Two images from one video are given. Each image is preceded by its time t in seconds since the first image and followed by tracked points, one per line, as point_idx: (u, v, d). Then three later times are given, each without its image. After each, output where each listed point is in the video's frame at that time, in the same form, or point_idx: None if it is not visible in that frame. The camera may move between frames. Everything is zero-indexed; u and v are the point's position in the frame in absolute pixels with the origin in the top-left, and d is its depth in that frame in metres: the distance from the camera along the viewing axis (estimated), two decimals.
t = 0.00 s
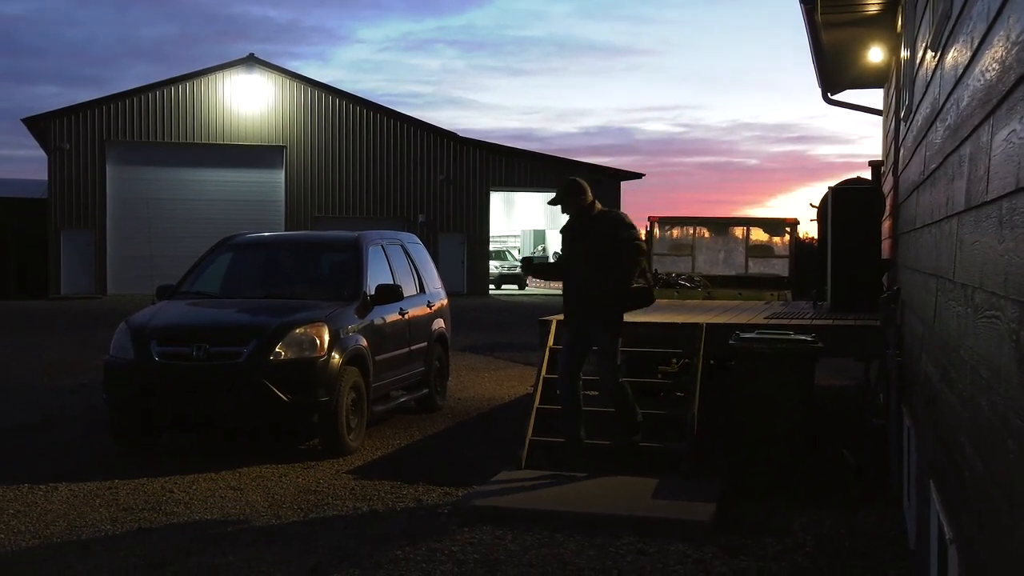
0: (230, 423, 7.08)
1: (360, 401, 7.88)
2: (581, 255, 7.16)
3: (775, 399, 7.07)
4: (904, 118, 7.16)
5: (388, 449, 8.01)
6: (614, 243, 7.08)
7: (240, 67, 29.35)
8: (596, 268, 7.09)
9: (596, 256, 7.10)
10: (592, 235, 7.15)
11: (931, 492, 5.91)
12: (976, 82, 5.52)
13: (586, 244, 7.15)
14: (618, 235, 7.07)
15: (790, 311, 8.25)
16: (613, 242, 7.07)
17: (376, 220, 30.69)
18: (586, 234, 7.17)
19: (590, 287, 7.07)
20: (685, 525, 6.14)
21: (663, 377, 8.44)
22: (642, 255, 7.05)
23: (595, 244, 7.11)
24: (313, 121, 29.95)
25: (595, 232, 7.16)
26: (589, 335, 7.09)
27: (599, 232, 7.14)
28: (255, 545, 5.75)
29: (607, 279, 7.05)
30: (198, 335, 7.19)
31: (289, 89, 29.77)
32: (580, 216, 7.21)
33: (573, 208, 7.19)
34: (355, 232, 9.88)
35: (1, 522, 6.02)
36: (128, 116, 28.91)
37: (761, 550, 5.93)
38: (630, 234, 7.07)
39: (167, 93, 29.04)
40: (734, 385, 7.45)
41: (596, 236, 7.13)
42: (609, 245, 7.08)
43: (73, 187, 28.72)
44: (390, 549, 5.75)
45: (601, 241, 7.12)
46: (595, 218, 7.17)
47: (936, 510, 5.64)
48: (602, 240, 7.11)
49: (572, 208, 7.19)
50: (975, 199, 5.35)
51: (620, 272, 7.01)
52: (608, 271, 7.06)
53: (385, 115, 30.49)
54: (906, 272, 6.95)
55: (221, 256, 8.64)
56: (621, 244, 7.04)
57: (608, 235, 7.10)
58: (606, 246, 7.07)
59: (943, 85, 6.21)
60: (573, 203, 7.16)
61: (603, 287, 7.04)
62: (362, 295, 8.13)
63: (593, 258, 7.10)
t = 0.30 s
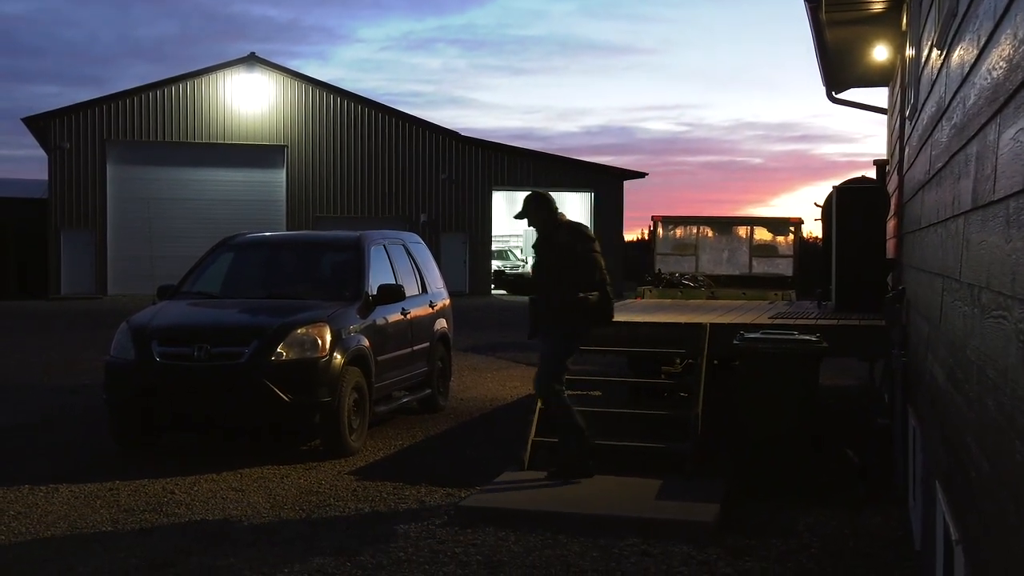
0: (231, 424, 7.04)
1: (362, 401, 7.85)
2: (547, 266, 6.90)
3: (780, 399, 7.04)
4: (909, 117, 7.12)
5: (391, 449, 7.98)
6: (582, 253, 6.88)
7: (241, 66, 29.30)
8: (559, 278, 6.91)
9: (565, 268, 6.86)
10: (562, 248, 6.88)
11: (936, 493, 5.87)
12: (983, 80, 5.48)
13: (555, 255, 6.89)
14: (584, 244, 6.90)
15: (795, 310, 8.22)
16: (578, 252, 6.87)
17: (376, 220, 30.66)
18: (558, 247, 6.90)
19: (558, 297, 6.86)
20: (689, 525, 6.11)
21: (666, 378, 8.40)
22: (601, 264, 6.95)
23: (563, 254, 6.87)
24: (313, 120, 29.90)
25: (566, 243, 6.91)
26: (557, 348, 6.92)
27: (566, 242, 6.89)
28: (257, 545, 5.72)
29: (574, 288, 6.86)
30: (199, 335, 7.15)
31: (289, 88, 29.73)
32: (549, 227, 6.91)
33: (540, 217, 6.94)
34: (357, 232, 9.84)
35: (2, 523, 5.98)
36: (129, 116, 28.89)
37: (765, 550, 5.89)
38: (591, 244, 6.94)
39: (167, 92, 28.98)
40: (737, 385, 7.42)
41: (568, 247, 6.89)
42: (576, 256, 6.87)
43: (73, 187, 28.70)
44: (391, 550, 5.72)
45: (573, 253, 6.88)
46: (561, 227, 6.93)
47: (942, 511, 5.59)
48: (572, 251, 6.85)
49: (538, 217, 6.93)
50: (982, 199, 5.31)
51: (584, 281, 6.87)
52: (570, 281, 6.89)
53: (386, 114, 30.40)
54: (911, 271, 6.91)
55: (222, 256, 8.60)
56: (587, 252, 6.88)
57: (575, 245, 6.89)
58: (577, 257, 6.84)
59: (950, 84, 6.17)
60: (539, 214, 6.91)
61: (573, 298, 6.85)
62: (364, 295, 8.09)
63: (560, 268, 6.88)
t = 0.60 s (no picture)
0: (234, 423, 7.02)
1: (365, 400, 7.82)
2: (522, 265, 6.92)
3: (785, 398, 7.00)
4: (915, 114, 7.08)
5: (393, 448, 7.94)
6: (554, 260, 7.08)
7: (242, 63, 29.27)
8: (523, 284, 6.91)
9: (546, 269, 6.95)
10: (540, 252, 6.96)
11: (943, 492, 5.83)
12: (990, 77, 5.44)
13: (529, 255, 6.94)
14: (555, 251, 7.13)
15: (799, 308, 8.17)
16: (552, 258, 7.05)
17: (381, 217, 30.46)
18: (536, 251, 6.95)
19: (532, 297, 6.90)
20: (694, 524, 6.07)
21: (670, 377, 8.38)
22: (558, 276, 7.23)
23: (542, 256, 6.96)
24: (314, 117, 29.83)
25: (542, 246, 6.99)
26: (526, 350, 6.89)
27: (540, 244, 6.99)
28: (260, 544, 5.69)
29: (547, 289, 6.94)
30: (200, 334, 7.11)
31: (291, 85, 29.67)
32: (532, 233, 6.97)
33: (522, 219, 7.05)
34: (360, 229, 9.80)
35: (2, 522, 5.95)
36: (129, 113, 28.88)
37: (770, 550, 5.86)
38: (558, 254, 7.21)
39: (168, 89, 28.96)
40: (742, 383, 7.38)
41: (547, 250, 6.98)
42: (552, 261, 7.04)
43: (75, 185, 28.69)
44: (394, 549, 5.68)
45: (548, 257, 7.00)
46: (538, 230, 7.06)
47: (949, 511, 5.56)
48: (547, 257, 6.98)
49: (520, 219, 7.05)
50: (989, 196, 5.27)
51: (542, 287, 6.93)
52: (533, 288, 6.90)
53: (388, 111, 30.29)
54: (917, 269, 6.87)
55: (224, 254, 8.56)
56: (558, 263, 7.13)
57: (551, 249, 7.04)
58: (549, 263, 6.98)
59: (956, 80, 6.13)
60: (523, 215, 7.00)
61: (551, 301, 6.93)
62: (366, 293, 8.06)
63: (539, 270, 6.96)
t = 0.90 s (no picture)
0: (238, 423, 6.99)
1: (369, 400, 7.79)
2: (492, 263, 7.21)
3: (791, 397, 6.97)
4: (922, 111, 7.05)
5: (397, 449, 7.91)
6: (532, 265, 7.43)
7: (245, 62, 29.21)
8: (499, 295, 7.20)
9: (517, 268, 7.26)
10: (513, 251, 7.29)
11: (950, 491, 5.79)
12: (997, 74, 5.41)
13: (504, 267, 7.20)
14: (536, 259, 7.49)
15: (805, 308, 8.14)
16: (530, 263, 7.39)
17: (384, 216, 30.43)
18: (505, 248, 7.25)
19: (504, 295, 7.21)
20: (699, 524, 6.04)
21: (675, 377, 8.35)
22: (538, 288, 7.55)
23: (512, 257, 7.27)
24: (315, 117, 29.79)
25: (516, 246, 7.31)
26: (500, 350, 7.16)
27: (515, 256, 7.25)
28: (264, 545, 5.66)
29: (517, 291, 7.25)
30: (204, 334, 7.09)
31: (293, 84, 29.65)
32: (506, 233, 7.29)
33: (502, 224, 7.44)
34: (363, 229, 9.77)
35: (6, 523, 5.93)
36: (131, 112, 28.87)
37: (775, 550, 5.83)
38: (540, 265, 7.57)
39: (170, 88, 28.94)
40: (747, 383, 7.35)
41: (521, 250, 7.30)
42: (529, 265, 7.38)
43: (77, 184, 28.69)
44: (398, 549, 5.65)
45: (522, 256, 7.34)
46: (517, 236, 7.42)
47: (955, 511, 5.52)
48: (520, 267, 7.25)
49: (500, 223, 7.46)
50: (997, 194, 5.24)
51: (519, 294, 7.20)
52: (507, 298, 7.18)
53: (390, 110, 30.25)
54: (924, 268, 6.84)
55: (228, 254, 8.54)
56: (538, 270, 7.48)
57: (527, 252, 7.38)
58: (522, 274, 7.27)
59: (963, 78, 6.09)
60: (505, 217, 7.38)
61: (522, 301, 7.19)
62: (370, 293, 8.02)
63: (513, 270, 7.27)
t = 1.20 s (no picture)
0: (241, 422, 6.96)
1: (372, 399, 7.75)
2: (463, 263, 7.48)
3: (798, 395, 6.93)
4: (929, 108, 7.01)
5: (400, 448, 7.88)
6: (512, 266, 7.59)
7: (248, 60, 29.19)
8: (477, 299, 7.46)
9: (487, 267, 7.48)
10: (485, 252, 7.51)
11: (957, 491, 5.75)
12: (1006, 70, 5.36)
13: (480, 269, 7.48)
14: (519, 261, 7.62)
15: (811, 306, 8.11)
16: (508, 263, 7.56)
17: (386, 215, 30.39)
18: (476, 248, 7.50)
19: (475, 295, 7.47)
20: (705, 523, 6.01)
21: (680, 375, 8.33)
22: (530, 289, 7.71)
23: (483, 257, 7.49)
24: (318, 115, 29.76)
25: (492, 246, 7.54)
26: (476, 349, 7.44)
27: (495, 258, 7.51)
28: (267, 544, 5.63)
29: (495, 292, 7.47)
30: (207, 332, 7.06)
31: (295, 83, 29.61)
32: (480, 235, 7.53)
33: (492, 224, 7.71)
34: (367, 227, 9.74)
35: (8, 522, 5.90)
36: (133, 110, 28.83)
37: (782, 549, 5.79)
38: (529, 266, 7.70)
39: (171, 86, 28.90)
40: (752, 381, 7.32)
41: (496, 252, 7.50)
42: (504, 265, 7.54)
43: (80, 183, 28.65)
44: (403, 549, 5.62)
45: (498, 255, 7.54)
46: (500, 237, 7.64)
47: (963, 510, 5.49)
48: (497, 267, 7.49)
49: (488, 227, 7.73)
50: (1005, 191, 5.20)
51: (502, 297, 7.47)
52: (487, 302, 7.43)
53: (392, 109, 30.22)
54: (931, 266, 6.80)
55: (231, 251, 8.51)
56: (518, 271, 7.62)
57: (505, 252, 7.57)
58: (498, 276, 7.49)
59: (971, 74, 6.06)
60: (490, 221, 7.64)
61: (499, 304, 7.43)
62: (374, 291, 7.99)
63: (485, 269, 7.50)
